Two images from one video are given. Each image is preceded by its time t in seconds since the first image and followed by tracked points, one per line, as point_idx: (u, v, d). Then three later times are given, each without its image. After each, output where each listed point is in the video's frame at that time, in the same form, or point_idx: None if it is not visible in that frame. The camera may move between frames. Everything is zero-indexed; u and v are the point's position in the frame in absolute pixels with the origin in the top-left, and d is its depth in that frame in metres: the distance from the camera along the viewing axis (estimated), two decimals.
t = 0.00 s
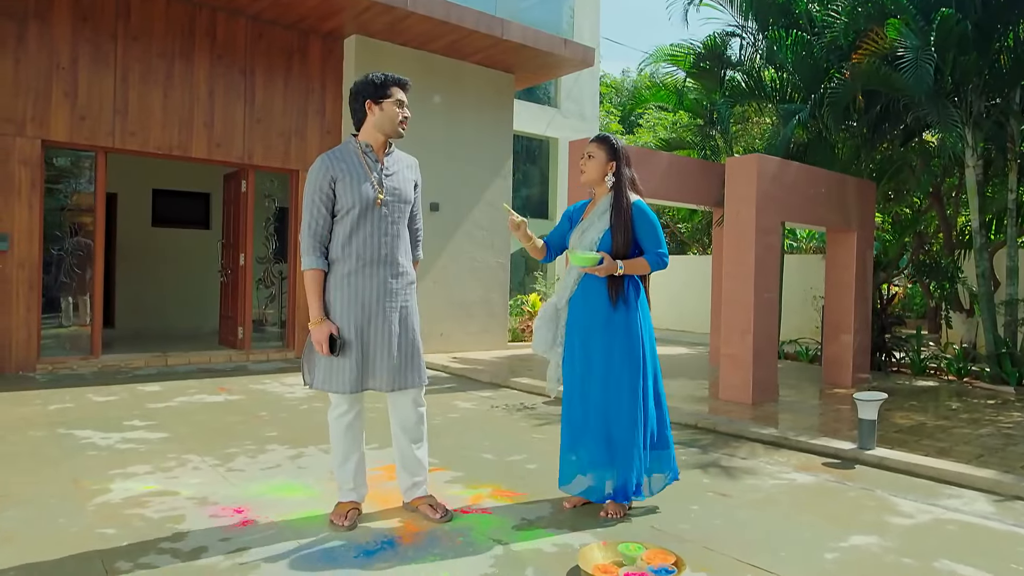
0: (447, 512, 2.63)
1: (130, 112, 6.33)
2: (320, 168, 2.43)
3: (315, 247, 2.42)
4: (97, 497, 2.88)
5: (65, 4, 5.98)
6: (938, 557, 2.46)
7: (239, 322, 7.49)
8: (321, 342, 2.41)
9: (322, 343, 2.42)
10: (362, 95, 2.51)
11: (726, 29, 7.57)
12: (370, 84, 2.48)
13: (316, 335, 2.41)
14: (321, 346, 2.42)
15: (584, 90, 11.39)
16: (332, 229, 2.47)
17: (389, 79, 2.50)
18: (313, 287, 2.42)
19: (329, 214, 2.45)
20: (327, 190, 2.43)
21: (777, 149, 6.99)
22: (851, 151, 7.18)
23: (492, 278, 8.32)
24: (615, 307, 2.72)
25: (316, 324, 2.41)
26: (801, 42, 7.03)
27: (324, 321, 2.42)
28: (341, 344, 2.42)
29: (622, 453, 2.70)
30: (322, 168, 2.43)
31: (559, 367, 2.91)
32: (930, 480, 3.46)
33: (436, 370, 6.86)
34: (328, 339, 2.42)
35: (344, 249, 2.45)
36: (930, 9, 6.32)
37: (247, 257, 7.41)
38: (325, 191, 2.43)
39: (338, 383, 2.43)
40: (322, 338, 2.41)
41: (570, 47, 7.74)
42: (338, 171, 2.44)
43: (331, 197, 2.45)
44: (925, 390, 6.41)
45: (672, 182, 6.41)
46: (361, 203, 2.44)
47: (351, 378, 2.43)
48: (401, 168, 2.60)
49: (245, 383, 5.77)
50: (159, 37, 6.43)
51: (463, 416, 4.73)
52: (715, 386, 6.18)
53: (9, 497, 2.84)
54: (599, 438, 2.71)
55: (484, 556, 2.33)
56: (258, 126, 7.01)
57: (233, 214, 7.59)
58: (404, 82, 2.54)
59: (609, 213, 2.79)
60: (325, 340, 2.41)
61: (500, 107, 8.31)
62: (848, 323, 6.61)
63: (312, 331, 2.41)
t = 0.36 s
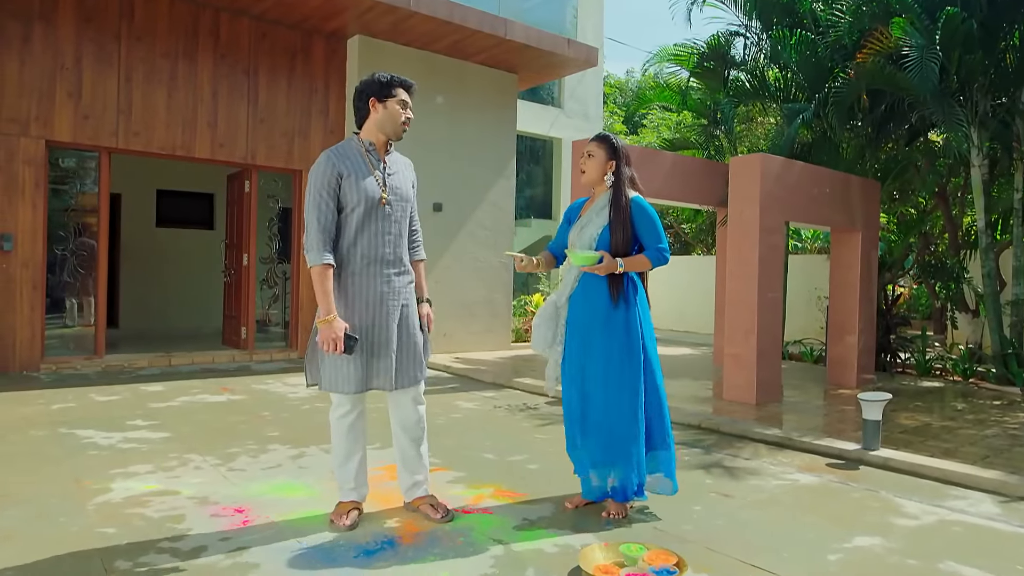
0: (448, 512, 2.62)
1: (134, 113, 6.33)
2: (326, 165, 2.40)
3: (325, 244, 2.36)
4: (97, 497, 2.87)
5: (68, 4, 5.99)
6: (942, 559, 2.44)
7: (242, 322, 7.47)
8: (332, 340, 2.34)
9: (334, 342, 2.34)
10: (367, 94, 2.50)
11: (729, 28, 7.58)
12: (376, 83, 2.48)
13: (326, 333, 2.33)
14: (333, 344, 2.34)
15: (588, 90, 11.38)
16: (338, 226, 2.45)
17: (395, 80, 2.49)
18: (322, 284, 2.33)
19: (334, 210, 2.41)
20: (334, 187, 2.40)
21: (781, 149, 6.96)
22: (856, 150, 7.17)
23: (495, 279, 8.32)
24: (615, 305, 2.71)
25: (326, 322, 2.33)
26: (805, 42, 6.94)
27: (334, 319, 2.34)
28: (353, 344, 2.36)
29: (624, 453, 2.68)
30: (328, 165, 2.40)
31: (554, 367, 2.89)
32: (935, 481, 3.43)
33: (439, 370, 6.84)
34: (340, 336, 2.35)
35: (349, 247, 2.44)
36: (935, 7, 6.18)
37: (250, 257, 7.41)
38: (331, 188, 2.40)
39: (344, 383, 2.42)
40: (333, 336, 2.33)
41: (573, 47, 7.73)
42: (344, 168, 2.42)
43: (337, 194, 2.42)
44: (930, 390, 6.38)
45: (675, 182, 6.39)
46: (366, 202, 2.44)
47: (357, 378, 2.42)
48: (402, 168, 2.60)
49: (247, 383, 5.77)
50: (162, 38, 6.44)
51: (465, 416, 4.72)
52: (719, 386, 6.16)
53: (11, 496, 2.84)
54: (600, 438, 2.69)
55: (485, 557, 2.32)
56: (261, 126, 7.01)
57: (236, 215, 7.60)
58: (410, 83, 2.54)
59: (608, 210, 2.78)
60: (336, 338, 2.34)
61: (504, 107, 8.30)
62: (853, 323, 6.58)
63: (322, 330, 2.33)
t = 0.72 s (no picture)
0: (447, 512, 2.61)
1: (135, 113, 6.34)
2: (319, 165, 2.41)
3: (322, 242, 2.36)
4: (97, 496, 2.87)
5: (70, 4, 5.99)
6: (945, 560, 2.42)
7: (244, 322, 7.46)
8: (347, 330, 2.28)
9: (348, 332, 2.28)
10: (360, 93, 2.49)
11: (731, 29, 7.59)
12: (370, 81, 2.47)
13: (341, 323, 2.27)
14: (345, 336, 2.28)
15: (590, 90, 11.37)
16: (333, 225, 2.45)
17: (388, 77, 2.49)
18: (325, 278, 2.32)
19: (329, 209, 2.41)
20: (328, 185, 2.40)
21: (783, 149, 6.94)
22: (859, 150, 7.13)
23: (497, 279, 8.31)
24: (616, 304, 2.70)
25: (337, 313, 2.29)
26: (808, 41, 6.95)
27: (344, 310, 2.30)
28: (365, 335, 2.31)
29: (625, 453, 2.66)
30: (321, 164, 2.41)
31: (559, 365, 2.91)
32: (938, 482, 3.41)
33: (440, 370, 6.83)
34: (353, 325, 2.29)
35: (344, 245, 2.44)
36: (937, 7, 6.18)
37: (252, 258, 7.41)
38: (325, 187, 2.40)
39: (337, 382, 2.41)
40: (346, 327, 2.27)
41: (575, 47, 7.72)
42: (337, 166, 2.42)
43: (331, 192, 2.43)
44: (933, 391, 6.35)
45: (677, 182, 6.38)
46: (360, 199, 2.43)
47: (350, 377, 2.41)
48: (398, 166, 2.58)
49: (248, 384, 5.76)
50: (164, 38, 6.44)
51: (466, 416, 4.71)
52: (721, 387, 6.14)
53: (10, 495, 2.84)
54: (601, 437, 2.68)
55: (484, 557, 2.31)
56: (262, 126, 7.01)
57: (238, 215, 7.60)
58: (403, 81, 2.53)
59: (608, 207, 2.77)
60: (350, 328, 2.28)
61: (505, 107, 8.30)
62: (855, 324, 6.56)
63: (336, 321, 2.28)
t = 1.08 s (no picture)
0: (447, 512, 2.60)
1: (138, 112, 6.34)
2: (315, 166, 2.41)
3: (309, 247, 2.40)
4: (97, 495, 2.86)
5: (73, 4, 6.00)
6: (948, 561, 2.40)
7: (246, 321, 7.45)
8: (305, 341, 2.40)
9: (307, 342, 2.41)
10: (359, 91, 2.48)
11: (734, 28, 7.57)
12: (368, 79, 2.46)
13: (301, 333, 2.40)
14: (303, 344, 2.41)
15: (593, 90, 11.36)
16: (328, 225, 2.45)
17: (386, 74, 2.47)
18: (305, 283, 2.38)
19: (323, 211, 2.43)
20: (323, 187, 2.41)
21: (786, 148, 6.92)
22: (863, 150, 7.10)
23: (499, 279, 8.30)
24: (623, 304, 2.68)
25: (303, 322, 2.40)
26: (811, 39, 6.90)
27: (310, 320, 2.41)
28: (328, 344, 2.41)
29: (626, 453, 2.67)
30: (317, 165, 2.41)
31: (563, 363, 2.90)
32: (942, 483, 3.39)
33: (443, 370, 6.82)
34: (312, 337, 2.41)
35: (340, 245, 2.42)
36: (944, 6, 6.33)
37: (254, 257, 7.41)
38: (321, 188, 2.41)
39: (336, 381, 2.40)
40: (305, 337, 2.40)
41: (578, 46, 7.70)
42: (333, 167, 2.42)
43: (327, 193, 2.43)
44: (938, 391, 6.32)
45: (680, 181, 6.36)
46: (356, 200, 2.42)
47: (349, 376, 2.40)
48: (398, 164, 2.56)
49: (250, 383, 5.75)
50: (166, 37, 6.45)
51: (467, 416, 4.70)
52: (724, 387, 6.12)
53: (10, 495, 2.84)
54: (604, 437, 2.67)
55: (484, 557, 2.30)
56: (265, 126, 7.01)
57: (240, 215, 7.60)
58: (402, 78, 2.52)
59: (614, 207, 2.75)
60: (308, 340, 2.40)
61: (508, 106, 8.28)
62: (860, 324, 6.52)
63: (297, 330, 2.40)
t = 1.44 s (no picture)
0: (444, 513, 2.59)
1: (138, 112, 6.34)
2: (309, 166, 2.40)
3: (305, 246, 2.38)
4: (94, 495, 2.86)
5: (73, 4, 6.00)
6: (948, 562, 2.39)
7: (246, 321, 7.44)
8: (310, 339, 2.35)
9: (312, 341, 2.36)
10: (352, 91, 2.48)
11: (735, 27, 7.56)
12: (358, 78, 2.46)
13: (306, 332, 2.35)
14: (307, 343, 2.36)
15: (594, 90, 11.35)
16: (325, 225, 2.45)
17: (378, 73, 2.46)
18: (306, 282, 2.37)
19: (319, 211, 2.42)
20: (318, 186, 2.40)
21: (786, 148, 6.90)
22: (863, 149, 7.10)
23: (499, 279, 8.29)
24: (625, 305, 2.67)
25: (306, 321, 2.35)
26: (812, 39, 6.91)
27: (312, 318, 2.36)
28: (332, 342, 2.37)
29: (626, 454, 2.64)
30: (312, 165, 2.40)
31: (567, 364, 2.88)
32: (943, 483, 3.37)
33: (442, 370, 6.82)
34: (317, 336, 2.36)
35: (336, 244, 2.42)
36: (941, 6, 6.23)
37: (254, 257, 7.40)
38: (316, 187, 2.41)
39: (336, 381, 2.40)
40: (310, 336, 2.35)
41: (578, 46, 7.68)
42: (327, 166, 2.41)
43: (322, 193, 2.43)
44: (938, 392, 6.31)
45: (680, 181, 6.35)
46: (351, 199, 2.41)
47: (346, 376, 2.40)
48: (393, 163, 2.55)
49: (250, 383, 5.74)
50: (166, 37, 6.44)
51: (467, 416, 4.69)
52: (725, 387, 6.11)
53: (8, 494, 2.83)
54: (605, 438, 2.65)
55: (482, 558, 2.28)
56: (265, 126, 7.01)
57: (240, 214, 7.59)
58: (393, 76, 2.49)
59: (616, 207, 2.74)
60: (313, 338, 2.36)
61: (508, 106, 8.27)
62: (860, 324, 6.51)
63: (301, 329, 2.35)
